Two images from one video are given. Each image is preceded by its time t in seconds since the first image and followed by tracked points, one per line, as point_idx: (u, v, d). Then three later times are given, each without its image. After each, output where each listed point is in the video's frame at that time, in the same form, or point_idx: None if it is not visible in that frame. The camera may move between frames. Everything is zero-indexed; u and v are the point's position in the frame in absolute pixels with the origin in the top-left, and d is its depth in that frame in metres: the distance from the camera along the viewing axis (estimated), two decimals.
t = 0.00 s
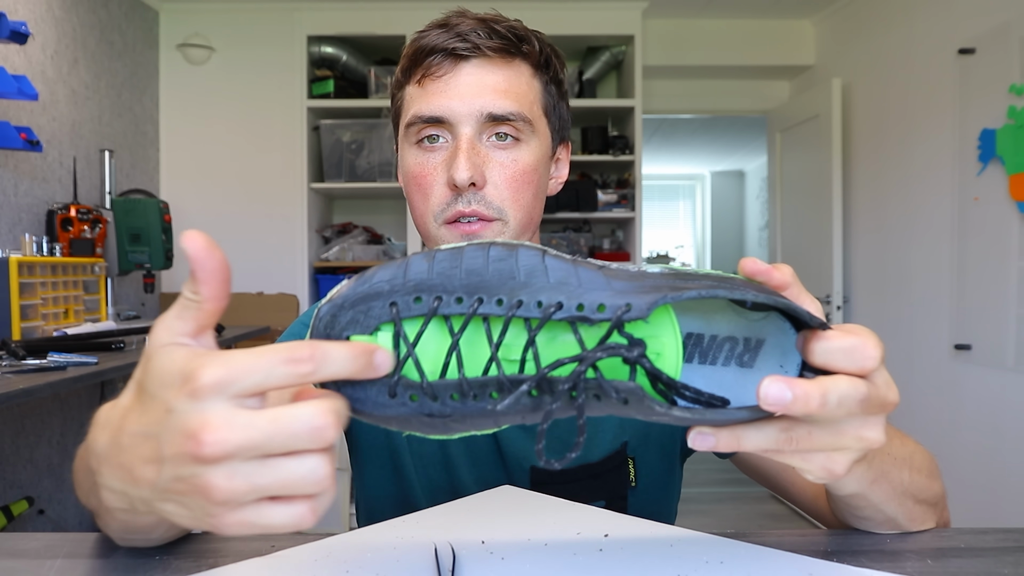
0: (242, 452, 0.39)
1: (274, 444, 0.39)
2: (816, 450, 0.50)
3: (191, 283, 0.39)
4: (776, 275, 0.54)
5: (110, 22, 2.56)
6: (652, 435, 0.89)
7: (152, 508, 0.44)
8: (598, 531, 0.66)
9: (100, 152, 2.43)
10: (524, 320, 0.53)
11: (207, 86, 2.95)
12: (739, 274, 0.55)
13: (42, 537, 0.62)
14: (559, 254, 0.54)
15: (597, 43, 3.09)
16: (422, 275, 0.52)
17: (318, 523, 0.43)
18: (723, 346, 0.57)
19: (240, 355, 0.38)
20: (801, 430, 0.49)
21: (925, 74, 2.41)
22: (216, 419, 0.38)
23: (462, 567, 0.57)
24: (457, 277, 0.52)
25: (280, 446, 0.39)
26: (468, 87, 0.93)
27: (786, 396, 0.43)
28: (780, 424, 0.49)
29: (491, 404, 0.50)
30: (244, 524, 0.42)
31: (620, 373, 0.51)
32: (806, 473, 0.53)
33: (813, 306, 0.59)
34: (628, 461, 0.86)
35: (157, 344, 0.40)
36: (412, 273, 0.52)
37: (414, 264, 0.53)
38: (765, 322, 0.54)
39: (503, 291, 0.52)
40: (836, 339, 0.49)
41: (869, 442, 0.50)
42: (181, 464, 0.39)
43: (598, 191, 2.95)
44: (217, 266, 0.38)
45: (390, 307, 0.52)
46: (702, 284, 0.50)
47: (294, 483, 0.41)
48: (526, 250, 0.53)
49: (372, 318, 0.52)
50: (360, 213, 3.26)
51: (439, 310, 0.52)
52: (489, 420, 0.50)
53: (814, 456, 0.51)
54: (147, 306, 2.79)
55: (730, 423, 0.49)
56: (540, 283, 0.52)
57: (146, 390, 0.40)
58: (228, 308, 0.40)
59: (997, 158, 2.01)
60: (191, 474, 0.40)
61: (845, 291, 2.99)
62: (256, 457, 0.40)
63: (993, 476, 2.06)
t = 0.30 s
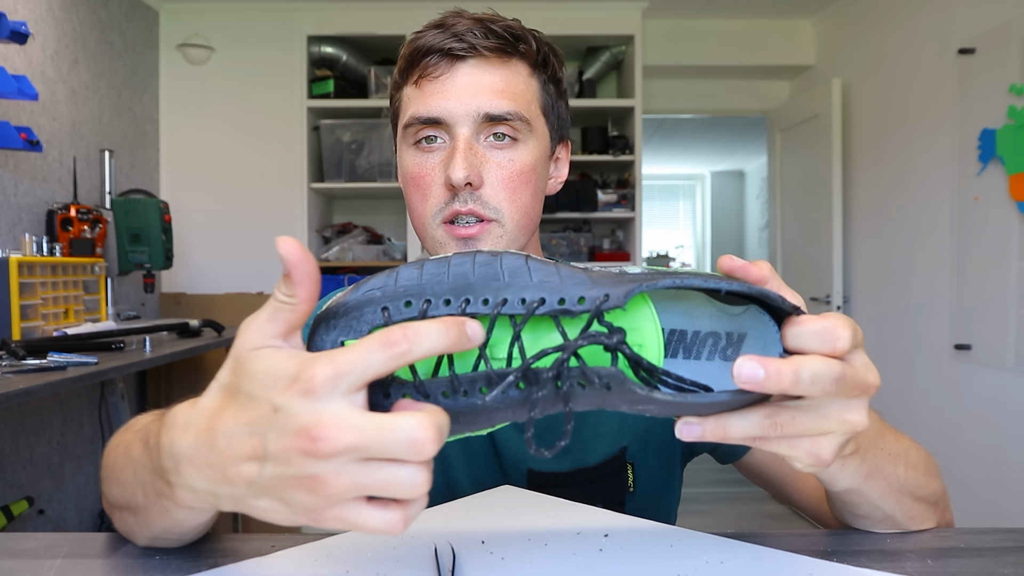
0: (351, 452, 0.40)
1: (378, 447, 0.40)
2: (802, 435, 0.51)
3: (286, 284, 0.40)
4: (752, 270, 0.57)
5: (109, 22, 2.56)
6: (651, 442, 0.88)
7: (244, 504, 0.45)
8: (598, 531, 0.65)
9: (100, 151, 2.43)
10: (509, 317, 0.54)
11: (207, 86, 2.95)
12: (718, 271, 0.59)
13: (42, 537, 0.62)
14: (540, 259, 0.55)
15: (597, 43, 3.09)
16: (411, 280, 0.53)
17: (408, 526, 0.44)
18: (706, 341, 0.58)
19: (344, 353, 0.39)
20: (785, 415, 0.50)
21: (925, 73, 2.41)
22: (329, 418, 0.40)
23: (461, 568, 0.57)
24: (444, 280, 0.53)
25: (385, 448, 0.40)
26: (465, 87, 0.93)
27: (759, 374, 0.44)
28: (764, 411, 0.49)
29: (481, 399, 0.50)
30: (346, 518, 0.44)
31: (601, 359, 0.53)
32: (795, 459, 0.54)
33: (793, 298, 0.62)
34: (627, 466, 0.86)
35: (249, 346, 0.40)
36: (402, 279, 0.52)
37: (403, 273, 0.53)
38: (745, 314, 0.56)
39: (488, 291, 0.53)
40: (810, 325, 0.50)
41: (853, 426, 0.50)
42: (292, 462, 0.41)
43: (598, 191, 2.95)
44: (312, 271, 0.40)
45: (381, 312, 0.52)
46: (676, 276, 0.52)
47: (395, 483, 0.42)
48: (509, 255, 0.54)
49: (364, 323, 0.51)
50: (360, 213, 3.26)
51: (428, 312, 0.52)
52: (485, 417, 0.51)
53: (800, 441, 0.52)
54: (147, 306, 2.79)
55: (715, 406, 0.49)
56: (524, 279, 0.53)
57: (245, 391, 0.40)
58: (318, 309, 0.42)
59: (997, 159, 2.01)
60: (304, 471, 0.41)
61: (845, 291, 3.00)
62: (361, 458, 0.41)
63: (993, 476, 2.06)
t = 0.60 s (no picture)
0: (345, 441, 0.40)
1: (372, 435, 0.40)
2: (805, 434, 0.51)
3: (285, 277, 0.41)
4: (749, 271, 0.58)
5: (109, 22, 2.56)
6: (652, 442, 0.88)
7: (239, 495, 0.45)
8: (598, 531, 0.65)
9: (100, 151, 2.43)
10: (509, 320, 0.54)
11: (207, 86, 2.95)
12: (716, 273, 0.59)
13: (42, 536, 0.62)
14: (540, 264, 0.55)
15: (597, 43, 3.09)
16: (412, 288, 0.53)
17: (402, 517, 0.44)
18: (706, 343, 0.59)
19: (343, 343, 0.39)
20: (788, 414, 0.50)
21: (925, 74, 2.41)
22: (325, 407, 0.40)
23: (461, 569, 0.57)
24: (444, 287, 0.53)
25: (379, 437, 0.40)
26: (469, 86, 0.93)
27: (760, 369, 0.44)
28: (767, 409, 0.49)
29: (484, 403, 0.50)
30: (340, 509, 0.44)
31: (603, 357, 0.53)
32: (799, 459, 0.54)
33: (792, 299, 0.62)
34: (628, 467, 0.86)
35: (247, 338, 0.41)
36: (400, 287, 0.53)
37: (403, 281, 0.53)
38: (743, 315, 0.57)
39: (489, 294, 0.53)
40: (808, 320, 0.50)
41: (856, 424, 0.50)
42: (287, 452, 0.41)
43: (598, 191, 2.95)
44: (311, 263, 0.41)
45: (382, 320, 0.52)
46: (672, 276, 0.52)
47: (390, 472, 0.42)
48: (508, 261, 0.55)
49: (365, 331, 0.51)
50: (360, 213, 3.26)
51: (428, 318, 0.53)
52: (488, 421, 0.51)
53: (803, 440, 0.52)
54: (147, 306, 2.79)
55: (715, 404, 0.49)
56: (525, 283, 0.53)
57: (241, 381, 0.41)
58: (316, 302, 0.43)
59: (996, 158, 2.01)
60: (298, 461, 0.42)
61: (845, 291, 3.00)
62: (355, 448, 0.41)
63: (992, 476, 2.07)
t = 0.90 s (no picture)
0: (264, 411, 0.42)
1: (291, 404, 0.42)
2: (806, 435, 0.51)
3: (226, 255, 0.44)
4: (742, 274, 0.59)
5: (109, 22, 2.56)
6: (653, 439, 0.89)
7: (165, 468, 0.46)
8: (598, 531, 0.65)
9: (99, 151, 2.43)
10: (506, 332, 0.55)
11: (207, 86, 2.95)
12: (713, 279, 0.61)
13: (42, 537, 0.62)
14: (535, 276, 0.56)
15: (597, 43, 3.09)
16: (407, 304, 0.54)
17: (324, 495, 0.46)
18: (703, 348, 0.59)
19: (277, 323, 0.42)
20: (790, 415, 0.50)
21: (926, 73, 2.41)
22: (246, 375, 0.41)
23: (461, 569, 0.57)
24: (439, 302, 0.54)
25: (300, 407, 0.42)
26: (466, 87, 0.93)
27: (759, 369, 0.44)
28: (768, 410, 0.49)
29: (484, 416, 0.51)
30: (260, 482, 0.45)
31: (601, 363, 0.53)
32: (801, 462, 0.53)
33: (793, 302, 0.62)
34: (629, 466, 0.85)
35: (190, 310, 0.44)
36: (395, 304, 0.54)
37: (397, 298, 0.54)
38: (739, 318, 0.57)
39: (484, 307, 0.54)
40: (803, 319, 0.50)
41: (857, 423, 0.50)
42: (209, 421, 0.42)
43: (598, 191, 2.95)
44: (252, 240, 0.43)
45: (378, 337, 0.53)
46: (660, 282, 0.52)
47: (309, 445, 0.44)
48: (501, 275, 0.55)
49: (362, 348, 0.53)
50: (360, 213, 3.26)
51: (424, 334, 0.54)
52: (486, 436, 0.52)
53: (805, 441, 0.52)
54: (147, 306, 2.79)
55: (715, 407, 0.49)
56: (518, 294, 0.54)
57: (176, 349, 0.43)
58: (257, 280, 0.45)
59: (996, 158, 2.01)
60: (217, 431, 0.43)
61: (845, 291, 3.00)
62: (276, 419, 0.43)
63: (992, 476, 2.07)
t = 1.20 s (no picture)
0: (221, 404, 0.43)
1: (249, 399, 0.43)
2: (810, 432, 0.50)
3: (221, 252, 0.45)
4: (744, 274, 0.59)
5: (109, 21, 2.56)
6: (653, 439, 0.89)
7: (122, 455, 0.47)
8: (598, 531, 0.65)
9: (99, 151, 2.43)
10: (507, 330, 0.55)
11: (207, 87, 2.95)
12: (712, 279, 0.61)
13: (42, 537, 0.62)
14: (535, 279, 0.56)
15: (597, 43, 3.09)
16: (408, 305, 0.53)
17: (272, 498, 0.46)
18: (705, 348, 0.59)
19: (247, 321, 0.43)
20: (793, 413, 0.49)
21: (926, 73, 2.41)
22: (209, 366, 0.42)
23: (461, 569, 0.57)
24: (440, 303, 0.54)
25: (258, 403, 0.43)
26: (466, 84, 0.93)
27: (761, 362, 0.44)
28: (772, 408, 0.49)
29: (486, 414, 0.51)
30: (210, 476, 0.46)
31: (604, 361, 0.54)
32: (806, 460, 0.53)
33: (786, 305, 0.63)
34: (629, 466, 0.85)
35: (173, 299, 0.46)
36: (396, 305, 0.53)
37: (398, 299, 0.54)
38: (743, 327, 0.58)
39: (486, 306, 0.54)
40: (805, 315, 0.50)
41: (861, 421, 0.50)
42: (166, 408, 0.43)
43: (598, 191, 2.95)
44: (249, 239, 0.45)
45: (381, 337, 0.52)
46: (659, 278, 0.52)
47: (264, 442, 0.44)
48: (502, 277, 0.55)
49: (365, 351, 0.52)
50: (360, 213, 3.26)
51: (426, 334, 0.54)
52: (489, 436, 0.52)
53: (809, 439, 0.51)
54: (147, 306, 2.79)
55: (717, 402, 0.50)
56: (518, 293, 0.54)
57: (150, 335, 0.45)
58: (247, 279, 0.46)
59: (996, 159, 2.01)
60: (173, 419, 0.43)
61: (845, 291, 2.99)
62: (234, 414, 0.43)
63: (992, 476, 2.07)
